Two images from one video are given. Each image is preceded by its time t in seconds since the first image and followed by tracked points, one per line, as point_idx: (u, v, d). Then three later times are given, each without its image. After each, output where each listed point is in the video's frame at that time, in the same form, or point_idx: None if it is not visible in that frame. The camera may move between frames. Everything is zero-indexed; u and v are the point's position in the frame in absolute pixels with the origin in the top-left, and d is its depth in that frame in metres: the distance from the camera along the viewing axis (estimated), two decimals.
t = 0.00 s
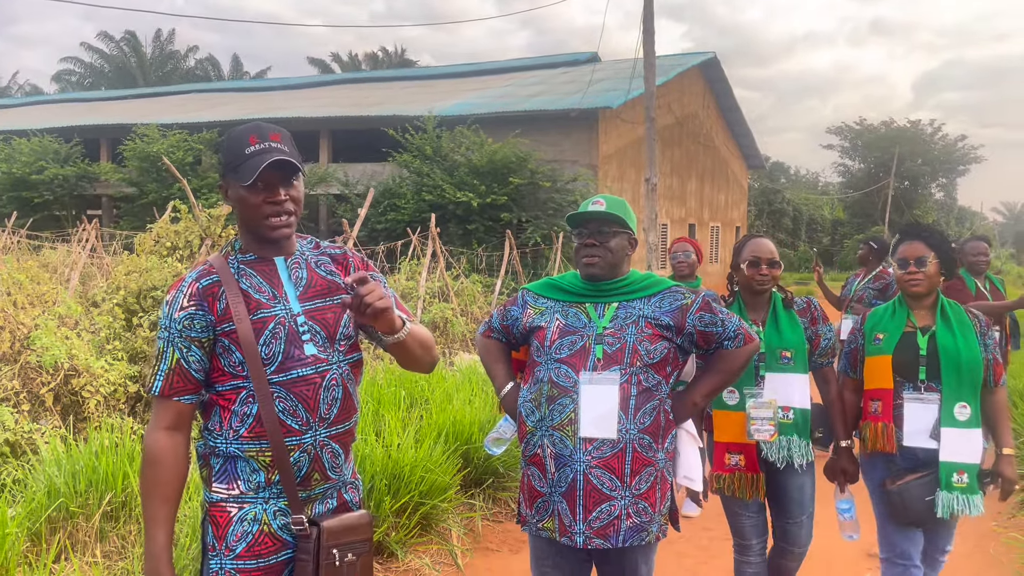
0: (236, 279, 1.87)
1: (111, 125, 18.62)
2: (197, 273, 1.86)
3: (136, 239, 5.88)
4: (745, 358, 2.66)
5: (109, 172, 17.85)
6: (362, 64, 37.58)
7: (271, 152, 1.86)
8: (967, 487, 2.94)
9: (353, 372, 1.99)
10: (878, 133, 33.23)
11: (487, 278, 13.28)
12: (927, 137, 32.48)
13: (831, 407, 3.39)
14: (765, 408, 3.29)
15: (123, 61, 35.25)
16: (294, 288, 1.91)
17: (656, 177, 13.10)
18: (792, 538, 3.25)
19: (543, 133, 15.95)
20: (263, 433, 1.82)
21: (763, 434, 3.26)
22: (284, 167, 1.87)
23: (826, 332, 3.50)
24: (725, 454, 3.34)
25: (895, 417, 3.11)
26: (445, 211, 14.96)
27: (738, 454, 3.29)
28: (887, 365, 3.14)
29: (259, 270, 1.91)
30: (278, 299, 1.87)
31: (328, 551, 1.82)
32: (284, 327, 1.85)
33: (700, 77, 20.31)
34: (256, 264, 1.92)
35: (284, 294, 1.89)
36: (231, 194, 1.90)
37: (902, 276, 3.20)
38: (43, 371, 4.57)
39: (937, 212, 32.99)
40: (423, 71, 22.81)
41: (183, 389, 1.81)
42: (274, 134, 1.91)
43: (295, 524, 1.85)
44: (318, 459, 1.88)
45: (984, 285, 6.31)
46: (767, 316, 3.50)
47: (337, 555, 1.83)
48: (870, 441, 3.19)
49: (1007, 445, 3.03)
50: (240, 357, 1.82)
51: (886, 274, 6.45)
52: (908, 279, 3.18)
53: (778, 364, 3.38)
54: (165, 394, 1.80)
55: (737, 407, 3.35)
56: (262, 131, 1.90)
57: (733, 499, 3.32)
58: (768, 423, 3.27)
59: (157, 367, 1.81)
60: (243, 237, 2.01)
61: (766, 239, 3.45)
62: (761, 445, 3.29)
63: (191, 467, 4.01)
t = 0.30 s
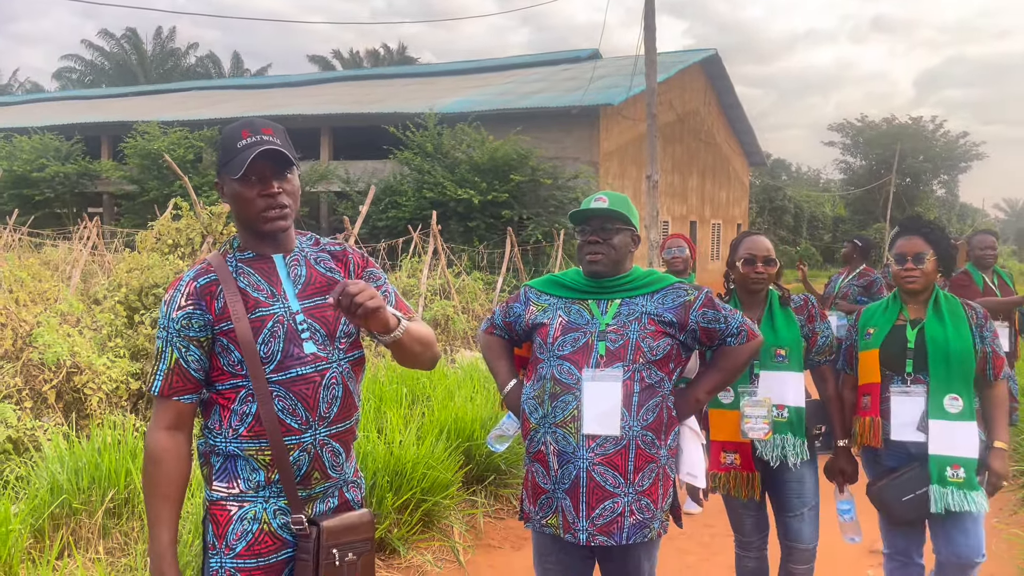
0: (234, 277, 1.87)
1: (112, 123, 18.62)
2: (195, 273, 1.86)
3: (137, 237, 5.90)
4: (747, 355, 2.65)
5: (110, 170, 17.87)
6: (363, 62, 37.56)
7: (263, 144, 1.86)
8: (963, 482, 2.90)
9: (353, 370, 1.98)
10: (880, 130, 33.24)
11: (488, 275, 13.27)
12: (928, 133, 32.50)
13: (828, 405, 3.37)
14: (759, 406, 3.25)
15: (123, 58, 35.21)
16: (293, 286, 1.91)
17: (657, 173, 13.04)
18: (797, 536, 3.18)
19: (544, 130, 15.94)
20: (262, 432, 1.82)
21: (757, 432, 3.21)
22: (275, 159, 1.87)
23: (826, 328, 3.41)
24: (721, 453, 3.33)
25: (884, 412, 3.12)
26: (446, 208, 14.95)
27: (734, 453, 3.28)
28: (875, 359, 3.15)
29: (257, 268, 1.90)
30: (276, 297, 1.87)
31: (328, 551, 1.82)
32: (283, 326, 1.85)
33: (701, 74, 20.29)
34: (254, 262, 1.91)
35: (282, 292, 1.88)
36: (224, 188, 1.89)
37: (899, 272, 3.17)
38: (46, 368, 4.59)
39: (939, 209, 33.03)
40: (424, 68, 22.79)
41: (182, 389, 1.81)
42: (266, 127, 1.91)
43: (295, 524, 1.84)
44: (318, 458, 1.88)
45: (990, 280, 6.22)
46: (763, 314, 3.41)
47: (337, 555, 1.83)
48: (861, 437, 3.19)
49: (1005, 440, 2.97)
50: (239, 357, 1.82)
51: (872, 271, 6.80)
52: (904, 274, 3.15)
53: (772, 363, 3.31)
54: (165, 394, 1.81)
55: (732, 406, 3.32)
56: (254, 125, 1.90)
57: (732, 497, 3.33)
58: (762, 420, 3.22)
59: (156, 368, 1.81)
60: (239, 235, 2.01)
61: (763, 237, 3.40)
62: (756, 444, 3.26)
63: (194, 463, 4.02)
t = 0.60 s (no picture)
0: (233, 276, 1.87)
1: (112, 121, 18.61)
2: (194, 271, 1.86)
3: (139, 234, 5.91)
4: (748, 351, 2.65)
5: (110, 168, 17.87)
6: (363, 59, 37.55)
7: (270, 147, 1.86)
8: (949, 482, 2.83)
9: (355, 366, 1.98)
10: (881, 126, 33.26)
11: (489, 272, 13.26)
12: (929, 130, 32.53)
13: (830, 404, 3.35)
14: (756, 405, 3.24)
15: (123, 56, 35.22)
16: (293, 283, 1.91)
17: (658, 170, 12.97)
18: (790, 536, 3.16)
19: (544, 127, 15.92)
20: (264, 430, 1.82)
21: (754, 431, 3.20)
22: (284, 162, 1.86)
23: (827, 327, 3.39)
24: (720, 452, 3.33)
25: (875, 408, 3.15)
26: (447, 205, 14.95)
27: (732, 452, 3.28)
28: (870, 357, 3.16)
29: (256, 266, 1.90)
30: (275, 295, 1.87)
31: (332, 549, 1.82)
32: (283, 324, 1.85)
33: (702, 70, 20.27)
34: (253, 260, 1.91)
35: (281, 290, 1.89)
36: (227, 189, 1.88)
37: (905, 268, 3.11)
38: (47, 365, 4.60)
39: (940, 205, 33.08)
40: (424, 65, 22.78)
41: (182, 388, 1.81)
42: (270, 128, 1.90)
43: (299, 522, 1.84)
44: (321, 454, 1.88)
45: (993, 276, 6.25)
46: (762, 311, 3.40)
47: (341, 553, 1.84)
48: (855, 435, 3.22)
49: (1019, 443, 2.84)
50: (239, 356, 1.82)
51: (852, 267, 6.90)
52: (911, 271, 3.08)
53: (770, 360, 3.30)
54: (164, 394, 1.81)
55: (729, 405, 3.33)
56: (258, 125, 1.89)
57: (733, 497, 3.34)
58: (758, 419, 3.21)
59: (156, 367, 1.81)
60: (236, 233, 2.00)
61: (762, 234, 3.33)
62: (752, 443, 3.25)
63: (195, 460, 4.02)
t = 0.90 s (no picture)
0: (237, 275, 1.86)
1: (112, 119, 18.61)
2: (197, 271, 1.86)
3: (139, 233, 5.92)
4: (747, 347, 2.66)
5: (110, 166, 17.87)
6: (363, 56, 37.55)
7: (286, 150, 1.86)
8: (943, 484, 2.77)
9: (356, 364, 2.01)
10: (881, 123, 33.29)
11: (489, 270, 13.28)
12: (929, 126, 32.56)
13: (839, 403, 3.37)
14: (761, 404, 3.21)
15: (122, 54, 35.20)
16: (295, 283, 1.91)
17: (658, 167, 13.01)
18: (793, 540, 3.15)
19: (544, 125, 15.92)
20: (268, 430, 1.82)
21: (758, 431, 3.18)
22: (301, 169, 1.87)
23: (835, 326, 3.37)
24: (723, 453, 3.30)
25: (877, 405, 3.13)
26: (446, 203, 14.95)
27: (736, 453, 3.25)
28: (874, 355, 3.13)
29: (261, 265, 1.90)
30: (280, 294, 1.88)
31: (336, 547, 1.84)
32: (288, 324, 1.86)
33: (701, 68, 20.27)
34: (257, 260, 1.91)
35: (286, 289, 1.89)
36: (236, 183, 1.86)
37: (922, 263, 3.01)
38: (47, 364, 4.61)
39: (939, 201, 33.13)
40: (423, 62, 22.77)
41: (186, 388, 1.81)
42: (287, 131, 1.91)
43: (302, 522, 1.84)
44: (325, 455, 1.88)
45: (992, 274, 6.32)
46: (767, 311, 3.37)
47: (345, 550, 1.86)
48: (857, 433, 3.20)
49: None
50: (243, 356, 1.83)
51: (836, 267, 6.94)
52: (927, 266, 2.99)
53: (776, 358, 3.26)
54: (168, 394, 1.80)
55: (734, 403, 3.30)
56: (277, 128, 1.89)
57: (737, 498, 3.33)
58: (763, 419, 3.18)
59: (158, 367, 1.80)
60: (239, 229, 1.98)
61: (769, 231, 3.34)
62: (757, 443, 3.22)
63: (196, 458, 4.03)
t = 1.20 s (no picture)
0: (235, 271, 1.87)
1: (109, 118, 18.59)
2: (195, 266, 1.86)
3: (135, 232, 5.91)
4: (744, 344, 2.66)
5: (107, 166, 17.86)
6: (360, 55, 37.53)
7: (281, 145, 1.86)
8: (953, 489, 2.70)
9: (355, 361, 2.00)
10: (879, 119, 33.33)
11: (486, 268, 13.29)
12: (927, 122, 32.58)
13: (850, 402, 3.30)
14: (769, 399, 3.18)
15: (119, 53, 35.16)
16: (294, 280, 1.91)
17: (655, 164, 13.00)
18: (792, 540, 3.13)
19: (541, 122, 15.90)
20: (264, 427, 1.82)
21: (767, 428, 3.14)
22: (296, 163, 1.87)
23: (844, 322, 3.32)
24: (730, 450, 3.25)
25: (887, 408, 3.05)
26: (444, 201, 14.96)
27: (743, 451, 3.20)
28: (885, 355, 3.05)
29: (259, 262, 1.90)
30: (278, 290, 1.88)
31: (331, 543, 1.83)
32: (285, 320, 1.86)
33: (699, 65, 20.24)
34: (256, 256, 1.91)
35: (284, 286, 1.89)
36: (233, 181, 1.87)
37: (936, 263, 2.91)
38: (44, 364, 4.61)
39: (937, 197, 33.18)
40: (421, 60, 22.75)
41: (183, 382, 1.81)
42: (283, 127, 1.91)
43: (298, 518, 1.84)
44: (321, 452, 1.88)
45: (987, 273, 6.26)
46: (775, 305, 3.32)
47: (340, 547, 1.85)
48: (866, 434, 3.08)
49: None
50: (241, 351, 1.83)
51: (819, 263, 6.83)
52: (941, 265, 2.89)
53: (784, 353, 3.22)
54: (165, 388, 1.80)
55: (740, 400, 3.24)
56: (272, 124, 1.89)
57: (740, 498, 3.27)
58: (772, 415, 3.16)
59: (156, 362, 1.80)
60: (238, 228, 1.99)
61: (778, 225, 3.29)
62: (765, 440, 3.17)
63: (193, 457, 4.04)
